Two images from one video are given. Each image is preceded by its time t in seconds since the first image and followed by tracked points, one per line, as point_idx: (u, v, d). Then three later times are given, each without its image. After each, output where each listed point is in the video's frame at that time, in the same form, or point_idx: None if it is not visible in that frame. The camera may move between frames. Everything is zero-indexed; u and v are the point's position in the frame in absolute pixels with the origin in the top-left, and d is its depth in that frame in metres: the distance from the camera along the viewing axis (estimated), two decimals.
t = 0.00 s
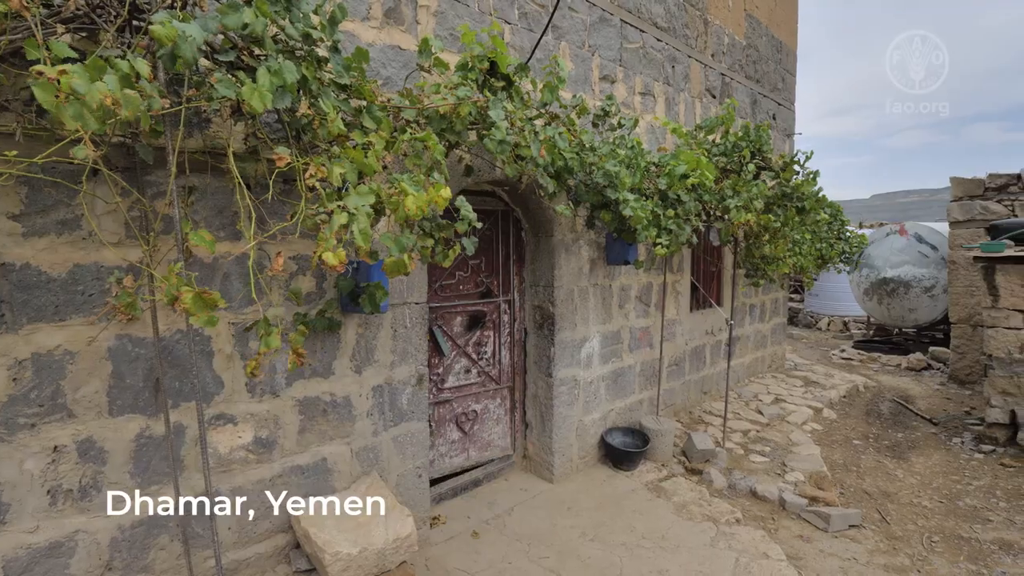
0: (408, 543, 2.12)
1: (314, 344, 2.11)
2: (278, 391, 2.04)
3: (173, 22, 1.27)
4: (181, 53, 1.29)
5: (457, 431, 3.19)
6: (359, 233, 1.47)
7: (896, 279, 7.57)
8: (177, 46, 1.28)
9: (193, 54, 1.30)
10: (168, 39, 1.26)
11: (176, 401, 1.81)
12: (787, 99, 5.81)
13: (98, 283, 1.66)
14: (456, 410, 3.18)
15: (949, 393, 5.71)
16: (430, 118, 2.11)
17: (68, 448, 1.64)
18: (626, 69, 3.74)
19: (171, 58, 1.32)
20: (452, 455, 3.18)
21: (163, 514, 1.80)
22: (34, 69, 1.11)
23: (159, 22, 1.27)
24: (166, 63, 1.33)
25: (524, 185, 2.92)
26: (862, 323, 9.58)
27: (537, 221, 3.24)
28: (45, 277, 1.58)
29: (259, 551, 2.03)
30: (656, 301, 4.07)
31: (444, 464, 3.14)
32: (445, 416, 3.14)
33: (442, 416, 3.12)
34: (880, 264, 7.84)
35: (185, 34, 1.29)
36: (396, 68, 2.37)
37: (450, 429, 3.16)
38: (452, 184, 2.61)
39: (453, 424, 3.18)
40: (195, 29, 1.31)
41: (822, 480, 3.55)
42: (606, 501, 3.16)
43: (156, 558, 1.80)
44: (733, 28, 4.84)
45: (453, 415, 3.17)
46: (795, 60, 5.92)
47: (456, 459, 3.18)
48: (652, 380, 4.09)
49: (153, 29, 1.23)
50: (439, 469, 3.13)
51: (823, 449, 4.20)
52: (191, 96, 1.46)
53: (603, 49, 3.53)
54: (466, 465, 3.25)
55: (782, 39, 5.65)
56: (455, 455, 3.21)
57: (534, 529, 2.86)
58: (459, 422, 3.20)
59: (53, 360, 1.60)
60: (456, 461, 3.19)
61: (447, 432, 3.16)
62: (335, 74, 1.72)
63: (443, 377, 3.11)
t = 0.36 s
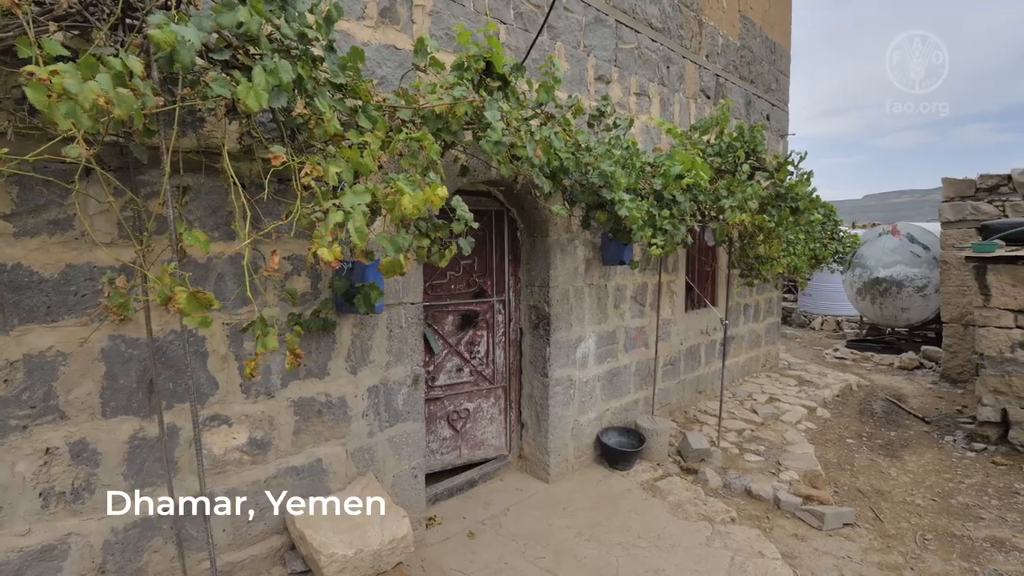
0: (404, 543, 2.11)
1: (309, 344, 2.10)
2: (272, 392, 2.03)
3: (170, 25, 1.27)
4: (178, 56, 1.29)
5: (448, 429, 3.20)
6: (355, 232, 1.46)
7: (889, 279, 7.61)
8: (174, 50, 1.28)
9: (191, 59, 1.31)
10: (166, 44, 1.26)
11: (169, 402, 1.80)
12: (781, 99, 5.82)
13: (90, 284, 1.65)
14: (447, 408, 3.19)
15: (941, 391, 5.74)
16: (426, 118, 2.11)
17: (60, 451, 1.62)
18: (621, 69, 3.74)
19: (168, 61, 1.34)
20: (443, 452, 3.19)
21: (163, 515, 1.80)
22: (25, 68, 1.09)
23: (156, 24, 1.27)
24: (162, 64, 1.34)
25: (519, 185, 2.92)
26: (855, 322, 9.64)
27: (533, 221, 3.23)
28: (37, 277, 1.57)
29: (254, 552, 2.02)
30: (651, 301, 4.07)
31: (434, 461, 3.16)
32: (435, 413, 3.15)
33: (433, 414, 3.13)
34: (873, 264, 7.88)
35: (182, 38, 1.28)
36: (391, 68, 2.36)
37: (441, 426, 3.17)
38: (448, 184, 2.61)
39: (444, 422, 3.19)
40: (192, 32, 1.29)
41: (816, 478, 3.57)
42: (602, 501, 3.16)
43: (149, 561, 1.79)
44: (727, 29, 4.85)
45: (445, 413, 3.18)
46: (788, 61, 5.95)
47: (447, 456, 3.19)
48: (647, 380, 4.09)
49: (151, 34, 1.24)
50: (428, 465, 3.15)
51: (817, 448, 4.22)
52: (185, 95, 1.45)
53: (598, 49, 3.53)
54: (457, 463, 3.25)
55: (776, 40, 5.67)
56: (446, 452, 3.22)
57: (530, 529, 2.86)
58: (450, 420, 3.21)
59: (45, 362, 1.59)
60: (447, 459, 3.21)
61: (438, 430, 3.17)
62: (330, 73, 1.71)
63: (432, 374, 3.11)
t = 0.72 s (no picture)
0: (401, 544, 2.10)
1: (305, 345, 2.09)
2: (268, 393, 2.02)
3: (158, 15, 1.25)
4: (166, 47, 1.27)
5: (442, 426, 3.24)
6: (352, 231, 1.45)
7: (883, 279, 7.65)
8: (161, 40, 1.27)
9: (178, 48, 1.29)
10: (153, 33, 1.24)
11: (164, 404, 1.78)
12: (776, 99, 5.84)
13: (84, 285, 1.63)
14: (440, 405, 3.23)
15: (935, 390, 5.77)
16: (423, 117, 2.10)
17: (53, 453, 1.61)
18: (617, 69, 3.74)
19: (156, 53, 1.29)
20: (437, 449, 3.24)
21: (160, 516, 1.79)
22: (18, 71, 1.09)
23: (144, 15, 1.26)
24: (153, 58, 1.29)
25: (516, 185, 2.92)
26: (849, 322, 9.68)
27: (529, 221, 3.23)
28: (30, 278, 1.55)
29: (249, 554, 2.00)
30: (647, 301, 4.08)
31: (428, 457, 3.21)
32: (428, 410, 3.20)
33: (425, 410, 3.19)
34: (866, 264, 7.92)
35: (168, 27, 1.27)
36: (388, 67, 2.35)
37: (434, 423, 3.22)
38: (444, 184, 2.60)
39: (437, 419, 3.24)
40: (181, 22, 1.29)
41: (812, 477, 3.58)
42: (598, 501, 3.16)
43: (144, 563, 1.77)
44: (722, 29, 4.86)
45: (438, 410, 3.22)
46: (783, 61, 5.97)
47: (441, 452, 3.23)
48: (643, 379, 4.09)
49: (138, 23, 1.21)
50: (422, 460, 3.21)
51: (812, 447, 4.23)
52: (180, 93, 1.44)
53: (594, 49, 3.53)
54: (451, 460, 3.29)
55: (770, 40, 5.69)
56: (440, 448, 3.27)
57: (527, 529, 2.85)
58: (443, 417, 3.25)
59: (37, 363, 1.57)
60: (440, 455, 3.25)
61: (431, 426, 3.22)
62: (327, 71, 1.70)
63: (425, 372, 3.16)
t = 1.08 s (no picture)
0: (396, 545, 2.09)
1: (300, 345, 2.08)
2: (262, 393, 2.00)
3: (160, 19, 1.24)
4: (170, 52, 1.26)
5: (436, 422, 3.31)
6: (349, 229, 1.45)
7: (876, 278, 7.67)
8: (165, 44, 1.25)
9: (182, 53, 1.27)
10: (158, 38, 1.23)
11: (157, 405, 1.77)
12: (770, 100, 5.85)
13: (75, 284, 1.61)
14: (434, 402, 3.30)
15: (928, 389, 5.79)
16: (419, 116, 2.09)
17: (44, 455, 1.59)
18: (613, 69, 3.73)
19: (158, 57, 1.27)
20: (432, 444, 3.31)
21: (153, 518, 1.77)
22: None
23: (145, 18, 1.24)
24: (151, 59, 1.30)
25: (512, 185, 2.91)
26: (843, 321, 9.71)
27: (525, 220, 3.22)
28: (19, 277, 1.53)
29: (243, 556, 1.99)
30: (643, 301, 4.07)
31: (423, 452, 3.29)
32: (422, 406, 3.28)
33: (419, 406, 3.27)
34: (860, 264, 7.94)
35: (172, 31, 1.25)
36: (383, 66, 2.34)
37: (428, 419, 3.29)
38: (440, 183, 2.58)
39: (431, 415, 3.30)
40: (183, 27, 1.27)
41: (807, 476, 3.58)
42: (595, 500, 3.15)
43: (137, 566, 1.75)
44: (717, 29, 4.86)
45: (431, 406, 3.30)
46: (778, 61, 5.97)
47: (435, 448, 3.30)
48: (639, 379, 4.09)
49: (142, 28, 1.21)
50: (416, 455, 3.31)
51: (807, 446, 4.24)
52: (172, 90, 1.42)
53: (590, 49, 3.52)
54: (445, 456, 3.35)
55: (765, 41, 5.69)
56: (435, 444, 3.33)
57: (523, 529, 2.85)
58: (437, 414, 3.31)
59: (27, 364, 1.55)
60: (435, 451, 3.32)
61: (425, 422, 3.30)
62: (322, 69, 1.70)
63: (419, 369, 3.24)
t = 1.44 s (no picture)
0: (391, 547, 2.10)
1: (294, 345, 2.06)
2: (255, 394, 1.99)
3: (141, 8, 1.22)
4: (149, 42, 1.24)
5: (430, 417, 3.48)
6: (342, 229, 1.42)
7: (868, 278, 7.72)
8: (145, 34, 1.23)
9: (162, 43, 1.26)
10: (136, 28, 1.20)
11: (148, 406, 1.75)
12: (764, 100, 5.87)
13: (64, 285, 1.59)
14: (429, 398, 3.48)
15: (920, 387, 5.83)
16: (413, 114, 2.07)
17: (33, 457, 1.57)
18: (607, 69, 3.73)
19: (141, 49, 1.26)
20: (428, 439, 3.49)
21: (144, 521, 1.75)
22: None
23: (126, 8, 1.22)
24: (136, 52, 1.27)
25: (506, 185, 2.91)
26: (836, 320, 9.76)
27: (520, 220, 3.21)
28: (7, 277, 1.51)
29: (236, 559, 1.97)
30: (637, 300, 4.07)
31: (421, 446, 3.49)
32: (418, 401, 3.49)
33: (415, 401, 3.49)
34: (852, 263, 7.99)
35: (152, 21, 1.23)
36: (377, 64, 2.32)
37: (423, 413, 3.49)
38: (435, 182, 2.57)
39: (427, 410, 3.49)
40: (165, 16, 1.25)
41: (800, 474, 3.59)
42: (589, 500, 3.15)
43: (128, 569, 1.73)
44: (711, 30, 4.87)
45: (426, 402, 3.48)
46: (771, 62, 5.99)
47: (430, 443, 3.48)
48: (634, 378, 4.09)
49: (120, 17, 1.18)
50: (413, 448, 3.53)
51: (800, 444, 4.26)
52: (164, 87, 1.41)
53: (584, 49, 3.52)
54: (440, 451, 3.49)
55: (758, 41, 5.70)
56: (431, 439, 3.50)
57: (518, 529, 2.84)
58: (432, 410, 3.48)
59: (16, 366, 1.53)
60: (430, 445, 3.49)
61: (420, 417, 3.49)
62: (315, 67, 1.68)
63: (415, 365, 3.45)
